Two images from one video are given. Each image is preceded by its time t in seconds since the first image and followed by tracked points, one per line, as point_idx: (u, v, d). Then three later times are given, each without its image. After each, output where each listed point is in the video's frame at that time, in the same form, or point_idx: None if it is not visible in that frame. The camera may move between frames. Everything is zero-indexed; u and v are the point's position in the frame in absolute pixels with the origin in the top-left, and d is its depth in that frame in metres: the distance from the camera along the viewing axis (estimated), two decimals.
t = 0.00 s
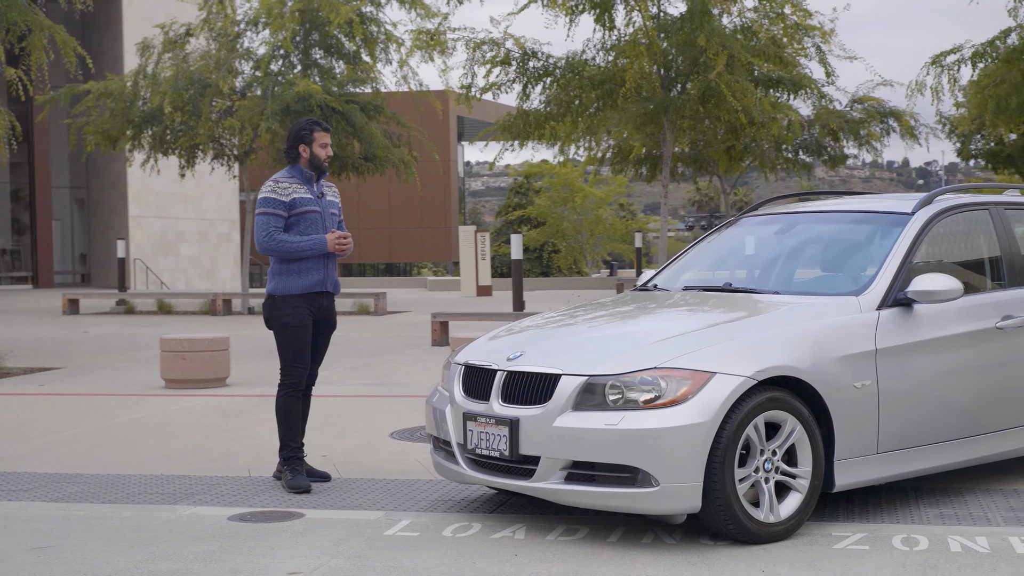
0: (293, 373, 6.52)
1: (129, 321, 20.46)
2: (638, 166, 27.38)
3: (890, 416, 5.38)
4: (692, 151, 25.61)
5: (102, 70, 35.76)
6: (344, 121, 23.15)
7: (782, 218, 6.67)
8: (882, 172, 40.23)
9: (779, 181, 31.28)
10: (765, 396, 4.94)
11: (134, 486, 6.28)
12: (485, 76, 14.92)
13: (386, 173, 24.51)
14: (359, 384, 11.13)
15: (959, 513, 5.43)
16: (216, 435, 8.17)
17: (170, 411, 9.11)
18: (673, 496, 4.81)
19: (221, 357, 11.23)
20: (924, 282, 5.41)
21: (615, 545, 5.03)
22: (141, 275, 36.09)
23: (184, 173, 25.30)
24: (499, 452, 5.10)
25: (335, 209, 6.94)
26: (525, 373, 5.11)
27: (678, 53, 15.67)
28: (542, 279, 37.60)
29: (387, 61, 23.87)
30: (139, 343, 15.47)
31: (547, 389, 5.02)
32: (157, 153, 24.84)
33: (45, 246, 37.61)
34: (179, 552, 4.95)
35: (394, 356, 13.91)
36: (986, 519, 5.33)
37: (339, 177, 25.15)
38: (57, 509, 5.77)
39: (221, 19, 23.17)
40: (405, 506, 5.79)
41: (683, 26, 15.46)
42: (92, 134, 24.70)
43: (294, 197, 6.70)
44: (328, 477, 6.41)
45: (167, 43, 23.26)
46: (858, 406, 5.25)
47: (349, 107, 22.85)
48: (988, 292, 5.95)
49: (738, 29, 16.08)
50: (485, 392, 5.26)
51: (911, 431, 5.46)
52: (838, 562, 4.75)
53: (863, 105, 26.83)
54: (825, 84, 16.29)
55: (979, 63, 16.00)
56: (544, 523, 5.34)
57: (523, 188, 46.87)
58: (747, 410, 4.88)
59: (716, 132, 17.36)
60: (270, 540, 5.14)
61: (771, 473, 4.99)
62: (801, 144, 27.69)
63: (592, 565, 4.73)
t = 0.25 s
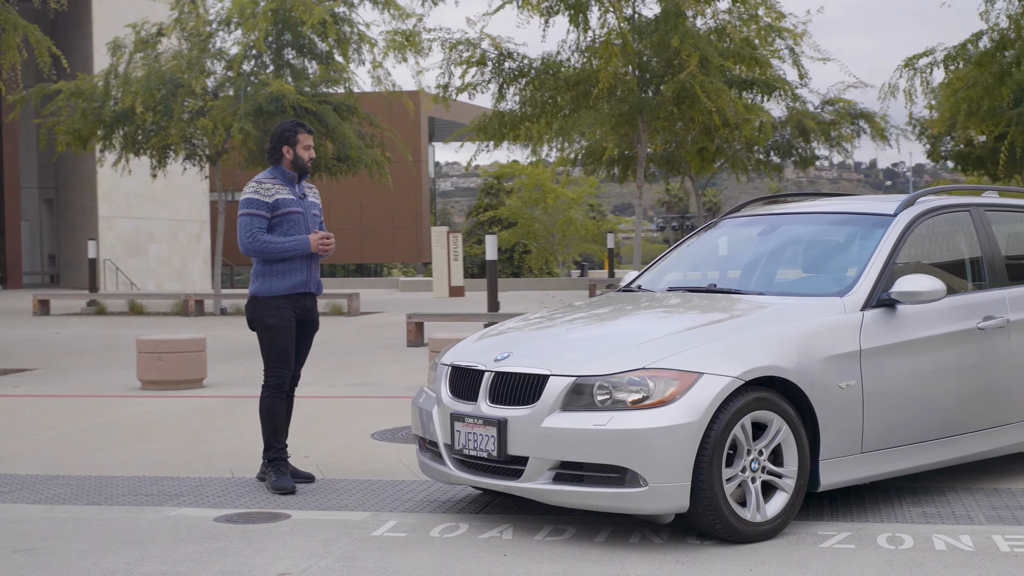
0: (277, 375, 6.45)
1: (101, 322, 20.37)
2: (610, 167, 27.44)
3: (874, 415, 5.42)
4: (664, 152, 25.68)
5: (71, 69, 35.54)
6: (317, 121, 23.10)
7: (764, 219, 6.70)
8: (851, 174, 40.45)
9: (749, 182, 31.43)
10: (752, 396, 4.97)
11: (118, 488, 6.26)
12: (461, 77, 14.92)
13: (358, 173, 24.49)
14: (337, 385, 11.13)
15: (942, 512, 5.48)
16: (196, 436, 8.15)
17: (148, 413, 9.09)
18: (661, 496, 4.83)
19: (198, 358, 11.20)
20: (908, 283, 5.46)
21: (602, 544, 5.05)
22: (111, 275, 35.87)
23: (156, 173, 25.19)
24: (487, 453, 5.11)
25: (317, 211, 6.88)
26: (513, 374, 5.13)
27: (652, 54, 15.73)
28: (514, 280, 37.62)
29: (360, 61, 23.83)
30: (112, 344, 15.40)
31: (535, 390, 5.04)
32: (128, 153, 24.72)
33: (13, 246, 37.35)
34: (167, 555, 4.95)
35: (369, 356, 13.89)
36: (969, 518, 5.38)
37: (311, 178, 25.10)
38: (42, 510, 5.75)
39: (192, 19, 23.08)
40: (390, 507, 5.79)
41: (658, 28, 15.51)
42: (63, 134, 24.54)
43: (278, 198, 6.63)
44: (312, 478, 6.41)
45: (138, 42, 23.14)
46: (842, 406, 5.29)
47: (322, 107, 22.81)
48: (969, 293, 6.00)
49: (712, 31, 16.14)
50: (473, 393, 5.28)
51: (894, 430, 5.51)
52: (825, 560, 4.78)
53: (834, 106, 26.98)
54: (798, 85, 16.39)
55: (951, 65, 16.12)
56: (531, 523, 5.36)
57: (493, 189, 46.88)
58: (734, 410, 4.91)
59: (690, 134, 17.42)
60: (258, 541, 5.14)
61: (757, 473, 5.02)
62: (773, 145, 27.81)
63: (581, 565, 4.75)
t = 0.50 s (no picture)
0: (264, 376, 6.30)
1: (77, 324, 20.26)
2: (587, 168, 27.48)
3: (865, 415, 5.44)
4: (641, 153, 25.72)
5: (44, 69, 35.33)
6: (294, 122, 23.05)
7: (753, 222, 6.73)
8: (825, 175, 40.60)
9: (725, 183, 31.53)
10: (745, 397, 4.99)
11: (105, 490, 6.24)
12: (441, 77, 14.92)
13: (335, 174, 24.45)
14: (318, 386, 11.11)
15: (931, 511, 5.51)
16: (180, 437, 8.13)
17: (131, 413, 9.05)
18: (655, 496, 4.85)
19: (179, 360, 11.15)
20: (897, 284, 5.50)
21: (595, 545, 5.06)
22: (85, 276, 35.66)
23: (131, 174, 25.08)
24: (480, 454, 5.12)
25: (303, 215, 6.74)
26: (505, 375, 5.13)
27: (631, 56, 15.76)
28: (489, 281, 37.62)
29: (337, 62, 23.77)
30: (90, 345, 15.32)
31: (528, 390, 5.04)
32: (104, 154, 24.60)
33: None
34: (159, 556, 4.94)
35: (349, 357, 13.89)
36: (959, 517, 5.41)
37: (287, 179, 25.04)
38: (30, 512, 5.73)
39: (168, 18, 22.96)
40: (381, 509, 5.79)
41: (637, 29, 15.56)
42: (38, 134, 24.40)
43: (266, 199, 6.48)
44: (300, 480, 6.39)
45: (114, 42, 23.05)
46: (833, 407, 5.31)
47: (299, 108, 22.75)
48: (956, 294, 6.04)
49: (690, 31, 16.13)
50: (466, 394, 5.28)
51: (883, 430, 5.54)
52: (819, 560, 4.81)
53: (810, 108, 27.08)
54: (776, 86, 16.45)
55: (928, 66, 16.19)
56: (523, 525, 5.37)
57: (468, 190, 46.85)
58: (727, 411, 4.93)
59: (668, 135, 17.46)
60: (251, 542, 5.13)
61: (749, 474, 5.05)
62: (749, 147, 27.92)
63: (576, 565, 4.76)
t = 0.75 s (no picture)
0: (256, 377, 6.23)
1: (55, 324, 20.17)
2: (565, 168, 27.48)
3: (859, 415, 5.47)
4: (620, 153, 25.75)
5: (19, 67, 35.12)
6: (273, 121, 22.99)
7: (745, 221, 6.74)
8: (801, 174, 40.69)
9: (703, 183, 31.58)
10: (742, 397, 5.01)
11: (97, 490, 6.22)
12: (423, 77, 14.89)
13: (314, 174, 24.39)
14: (302, 386, 11.09)
15: (924, 510, 5.54)
16: (168, 437, 8.10)
17: (117, 414, 9.01)
18: (654, 496, 4.86)
19: (163, 360, 11.11)
20: (892, 284, 5.52)
21: (593, 544, 5.07)
22: (60, 275, 35.45)
23: (108, 173, 24.95)
24: (478, 454, 5.12)
25: (295, 211, 6.60)
26: (502, 375, 5.14)
27: (612, 56, 15.78)
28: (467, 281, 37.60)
29: (316, 61, 23.70)
30: (71, 345, 15.25)
31: (526, 391, 5.05)
32: (80, 152, 24.48)
33: None
34: (156, 557, 4.93)
35: (332, 358, 13.86)
36: (952, 516, 5.44)
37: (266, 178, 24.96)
38: (22, 514, 5.70)
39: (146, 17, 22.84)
40: (375, 509, 5.78)
41: (619, 29, 15.58)
42: (14, 133, 24.25)
43: (256, 199, 6.33)
44: (293, 480, 6.37)
45: (92, 40, 22.93)
46: (829, 406, 5.34)
47: (278, 107, 22.69)
48: (948, 294, 6.08)
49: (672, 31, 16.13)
50: (463, 394, 5.28)
51: (878, 430, 5.57)
52: (816, 559, 4.82)
53: (788, 108, 27.14)
54: (757, 86, 16.48)
55: (907, 67, 16.22)
56: (519, 524, 5.37)
57: (445, 190, 46.80)
58: (725, 411, 4.95)
59: (649, 135, 17.48)
60: (247, 543, 5.12)
61: (746, 473, 5.06)
62: (727, 147, 27.98)
63: (575, 564, 4.77)
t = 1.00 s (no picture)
0: (247, 376, 6.21)
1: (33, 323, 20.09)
2: (544, 167, 27.51)
3: (853, 413, 5.50)
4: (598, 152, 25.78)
5: None
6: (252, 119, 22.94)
7: (738, 220, 6.76)
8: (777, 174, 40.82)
9: (680, 182, 31.66)
10: (740, 396, 5.03)
11: (89, 490, 6.20)
12: (405, 76, 14.89)
13: (293, 172, 24.35)
14: (288, 386, 11.07)
15: (919, 507, 5.57)
16: (156, 436, 8.08)
17: (103, 413, 8.99)
18: (652, 494, 4.87)
19: (147, 359, 11.08)
20: (886, 283, 5.55)
21: (591, 543, 5.08)
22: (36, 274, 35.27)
23: (85, 171, 24.86)
24: (476, 453, 5.12)
25: (287, 210, 6.56)
26: (500, 373, 5.14)
27: (593, 55, 15.79)
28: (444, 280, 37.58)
29: (295, 59, 23.66)
30: (51, 344, 15.19)
31: (525, 389, 5.06)
32: (57, 150, 24.38)
33: None
34: (154, 556, 4.92)
35: (314, 357, 13.85)
36: (946, 513, 5.47)
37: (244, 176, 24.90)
38: (17, 514, 5.69)
39: (124, 14, 22.76)
40: (371, 509, 5.77)
41: (600, 29, 15.61)
42: None
43: (246, 198, 6.30)
44: (286, 479, 6.36)
45: (69, 38, 22.85)
46: (825, 404, 5.36)
47: (257, 105, 22.64)
48: (941, 293, 6.11)
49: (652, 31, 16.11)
50: (460, 392, 5.28)
51: (872, 427, 5.59)
52: (815, 556, 4.84)
53: (766, 107, 27.23)
54: (738, 85, 16.51)
55: (887, 66, 16.29)
56: (516, 523, 5.37)
57: (421, 188, 46.75)
58: (724, 409, 4.96)
59: (628, 134, 17.51)
60: (245, 542, 5.12)
61: (744, 472, 5.08)
62: (705, 146, 28.06)
63: (576, 562, 4.76)
